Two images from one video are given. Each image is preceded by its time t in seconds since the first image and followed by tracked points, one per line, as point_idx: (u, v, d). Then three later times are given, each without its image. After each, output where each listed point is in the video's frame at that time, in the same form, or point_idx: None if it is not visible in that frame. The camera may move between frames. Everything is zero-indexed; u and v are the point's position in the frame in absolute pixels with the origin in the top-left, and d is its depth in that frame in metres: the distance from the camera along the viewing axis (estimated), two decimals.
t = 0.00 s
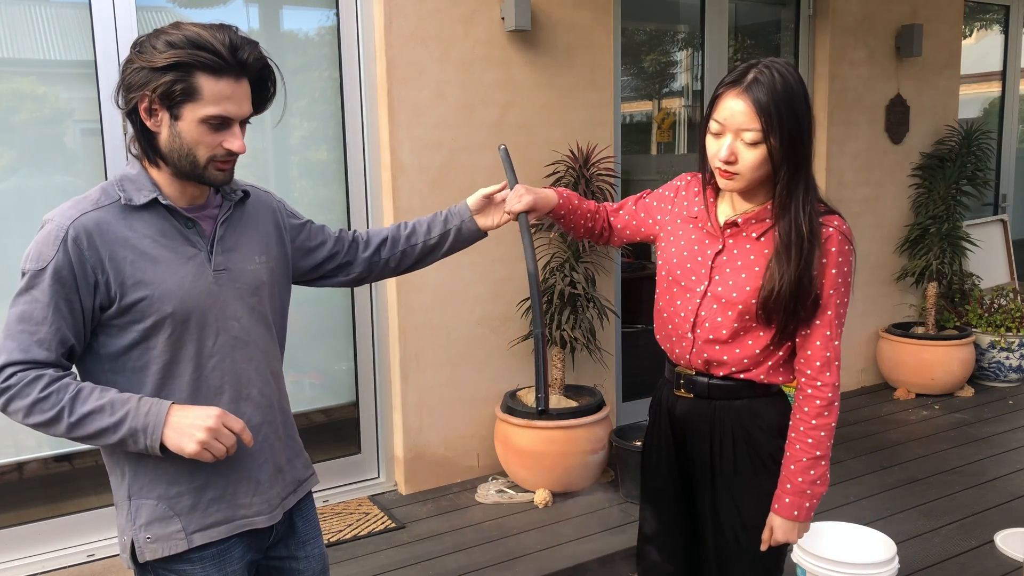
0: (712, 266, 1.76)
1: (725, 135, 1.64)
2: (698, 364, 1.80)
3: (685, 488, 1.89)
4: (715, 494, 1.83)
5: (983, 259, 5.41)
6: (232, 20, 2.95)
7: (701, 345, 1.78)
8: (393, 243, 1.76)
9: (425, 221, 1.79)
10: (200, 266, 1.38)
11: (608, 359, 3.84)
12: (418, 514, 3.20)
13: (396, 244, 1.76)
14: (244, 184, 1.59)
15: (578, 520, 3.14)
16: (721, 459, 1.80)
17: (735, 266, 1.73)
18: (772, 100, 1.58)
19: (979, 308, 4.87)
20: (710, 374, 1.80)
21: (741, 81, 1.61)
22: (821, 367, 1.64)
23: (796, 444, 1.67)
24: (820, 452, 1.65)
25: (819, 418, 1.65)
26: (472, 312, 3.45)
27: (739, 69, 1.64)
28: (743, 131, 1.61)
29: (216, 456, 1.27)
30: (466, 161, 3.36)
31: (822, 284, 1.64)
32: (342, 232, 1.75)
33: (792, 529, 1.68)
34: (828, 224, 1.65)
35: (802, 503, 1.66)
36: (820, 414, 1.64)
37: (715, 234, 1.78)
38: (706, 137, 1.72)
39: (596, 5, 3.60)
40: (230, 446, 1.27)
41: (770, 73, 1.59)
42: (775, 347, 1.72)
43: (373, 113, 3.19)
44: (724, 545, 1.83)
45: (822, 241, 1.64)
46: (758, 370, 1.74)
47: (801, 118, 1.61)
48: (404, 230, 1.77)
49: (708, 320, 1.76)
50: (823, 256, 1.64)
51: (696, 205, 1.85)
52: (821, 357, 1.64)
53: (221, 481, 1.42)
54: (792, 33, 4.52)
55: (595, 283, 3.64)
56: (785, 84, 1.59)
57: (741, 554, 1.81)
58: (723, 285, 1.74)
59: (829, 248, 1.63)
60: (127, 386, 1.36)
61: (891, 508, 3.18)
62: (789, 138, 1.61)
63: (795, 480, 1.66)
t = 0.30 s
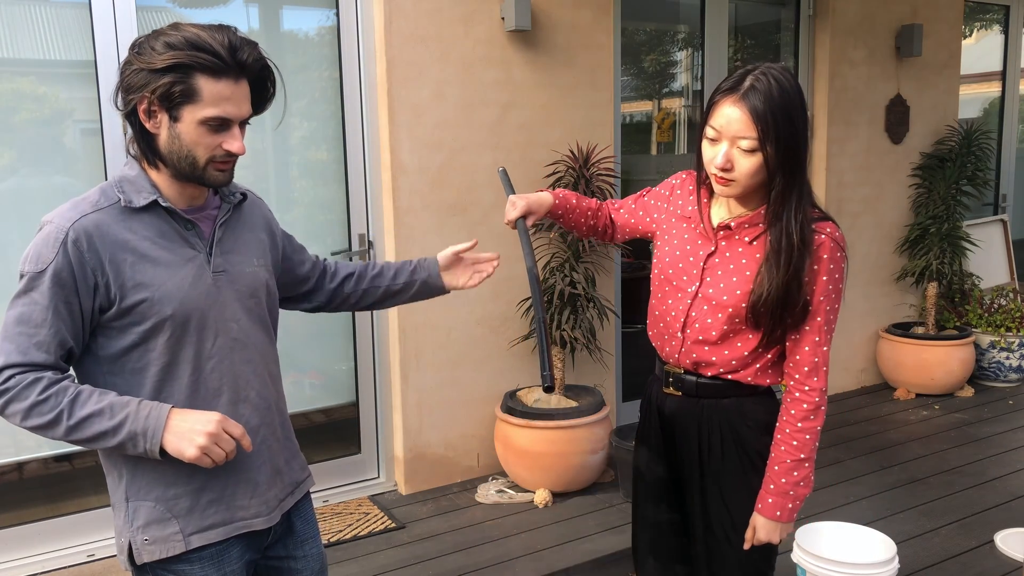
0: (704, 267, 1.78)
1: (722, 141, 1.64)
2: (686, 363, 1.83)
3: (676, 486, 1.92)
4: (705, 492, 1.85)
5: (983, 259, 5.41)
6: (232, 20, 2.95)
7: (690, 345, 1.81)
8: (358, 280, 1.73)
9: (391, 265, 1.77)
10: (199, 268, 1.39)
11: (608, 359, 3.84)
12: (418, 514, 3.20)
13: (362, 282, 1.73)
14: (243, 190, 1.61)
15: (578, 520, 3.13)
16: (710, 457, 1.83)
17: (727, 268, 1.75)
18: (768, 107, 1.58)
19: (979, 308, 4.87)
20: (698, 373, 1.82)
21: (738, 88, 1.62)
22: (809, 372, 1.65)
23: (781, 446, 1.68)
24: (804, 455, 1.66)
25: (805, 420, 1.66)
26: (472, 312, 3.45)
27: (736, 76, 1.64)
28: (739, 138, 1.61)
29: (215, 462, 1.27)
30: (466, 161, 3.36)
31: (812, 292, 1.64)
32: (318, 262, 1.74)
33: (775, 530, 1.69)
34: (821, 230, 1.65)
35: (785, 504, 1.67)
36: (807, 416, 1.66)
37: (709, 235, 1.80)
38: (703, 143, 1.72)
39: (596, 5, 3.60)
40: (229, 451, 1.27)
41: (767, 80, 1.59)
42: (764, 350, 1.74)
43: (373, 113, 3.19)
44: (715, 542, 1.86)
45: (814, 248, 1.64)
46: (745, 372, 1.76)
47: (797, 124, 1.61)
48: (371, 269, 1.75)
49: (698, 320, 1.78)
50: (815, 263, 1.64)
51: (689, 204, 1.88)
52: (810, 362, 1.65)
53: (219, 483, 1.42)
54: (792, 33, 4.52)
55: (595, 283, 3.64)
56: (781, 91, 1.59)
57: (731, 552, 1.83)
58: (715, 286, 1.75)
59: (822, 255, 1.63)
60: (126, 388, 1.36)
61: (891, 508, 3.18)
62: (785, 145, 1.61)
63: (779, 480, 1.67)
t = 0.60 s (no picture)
0: (705, 269, 1.79)
1: (722, 147, 1.64)
2: (687, 363, 1.83)
3: (676, 484, 1.92)
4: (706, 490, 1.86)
5: (983, 259, 5.41)
6: (231, 20, 2.95)
7: (691, 346, 1.81)
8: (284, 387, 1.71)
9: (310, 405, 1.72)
10: (198, 270, 1.40)
11: (608, 359, 3.84)
12: (418, 514, 3.20)
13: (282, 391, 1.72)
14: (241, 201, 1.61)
15: (578, 520, 3.13)
16: (712, 456, 1.83)
17: (728, 270, 1.75)
18: (770, 112, 1.58)
19: (979, 308, 4.87)
20: (699, 373, 1.82)
21: (739, 94, 1.62)
22: (813, 373, 1.66)
23: (785, 445, 1.68)
24: (807, 455, 1.66)
25: (809, 420, 1.66)
26: (472, 312, 3.45)
27: (737, 82, 1.64)
28: (740, 144, 1.61)
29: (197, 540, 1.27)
30: (466, 161, 3.36)
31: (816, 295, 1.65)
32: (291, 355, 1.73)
33: (777, 529, 1.68)
34: (824, 232, 1.65)
35: (788, 503, 1.66)
36: (810, 417, 1.66)
37: (709, 237, 1.80)
38: (703, 148, 1.72)
39: (596, 5, 3.60)
40: (212, 532, 1.28)
41: (767, 86, 1.59)
42: (765, 350, 1.74)
43: (373, 114, 3.20)
44: (716, 539, 1.86)
45: (817, 252, 1.64)
46: (747, 372, 1.77)
47: (798, 129, 1.61)
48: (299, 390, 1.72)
49: (700, 322, 1.79)
50: (819, 267, 1.64)
51: (689, 205, 1.89)
52: (814, 363, 1.66)
53: (218, 484, 1.43)
54: (792, 32, 4.51)
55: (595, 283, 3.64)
56: (783, 96, 1.59)
57: (733, 549, 1.84)
58: (716, 288, 1.76)
59: (824, 258, 1.64)
60: (126, 391, 1.36)
61: (891, 508, 3.18)
62: (787, 149, 1.61)
63: (782, 480, 1.67)
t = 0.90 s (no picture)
0: (709, 273, 1.79)
1: (722, 157, 1.63)
2: (690, 365, 1.84)
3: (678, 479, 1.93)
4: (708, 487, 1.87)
5: (983, 259, 5.41)
6: (231, 20, 2.95)
7: (695, 350, 1.82)
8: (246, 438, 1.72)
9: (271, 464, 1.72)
10: (200, 273, 1.41)
11: (608, 359, 3.84)
12: (418, 514, 3.20)
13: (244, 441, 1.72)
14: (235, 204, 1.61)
15: (578, 520, 3.14)
16: (714, 453, 1.84)
17: (733, 275, 1.76)
18: (771, 122, 1.58)
19: (979, 308, 4.87)
20: (703, 374, 1.83)
21: (740, 104, 1.61)
22: (821, 377, 1.68)
23: (793, 448, 1.69)
24: (816, 457, 1.67)
25: (817, 423, 1.68)
26: (472, 312, 3.45)
27: (738, 92, 1.64)
28: (740, 155, 1.60)
29: None
30: (466, 161, 3.36)
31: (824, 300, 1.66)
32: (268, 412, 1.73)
33: (784, 531, 1.70)
34: (829, 236, 1.68)
35: (795, 505, 1.68)
36: (819, 419, 1.68)
37: (713, 241, 1.80)
38: (703, 156, 1.71)
39: (596, 5, 3.60)
40: None
41: (769, 95, 1.59)
42: (770, 352, 1.75)
43: (373, 114, 3.20)
44: (719, 537, 1.87)
45: (824, 257, 1.65)
46: (751, 374, 1.78)
47: (800, 138, 1.61)
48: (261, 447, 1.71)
49: (704, 326, 1.79)
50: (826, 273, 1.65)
51: (692, 207, 1.90)
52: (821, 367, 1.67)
53: (215, 487, 1.43)
54: (792, 33, 4.51)
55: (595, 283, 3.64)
56: (784, 106, 1.59)
57: (733, 546, 1.86)
58: (721, 293, 1.76)
59: (831, 262, 1.65)
60: (127, 393, 1.36)
61: (891, 508, 3.18)
62: (789, 159, 1.61)
63: (790, 482, 1.68)
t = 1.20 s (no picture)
0: (711, 275, 1.80)
1: (721, 164, 1.64)
2: (692, 365, 1.85)
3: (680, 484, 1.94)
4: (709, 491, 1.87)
5: (983, 259, 5.41)
6: (231, 20, 2.95)
7: (696, 351, 1.83)
8: (289, 440, 1.73)
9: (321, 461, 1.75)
10: (196, 274, 1.41)
11: (608, 359, 3.83)
12: (417, 514, 3.20)
13: (286, 444, 1.73)
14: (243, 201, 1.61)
15: (578, 520, 3.14)
16: (715, 455, 1.84)
17: (735, 278, 1.76)
18: (766, 129, 1.58)
19: (979, 308, 4.87)
20: (704, 375, 1.84)
21: (736, 111, 1.62)
22: (823, 381, 1.67)
23: (795, 450, 1.70)
24: (818, 460, 1.68)
25: (819, 426, 1.68)
26: (472, 311, 3.45)
27: (735, 98, 1.64)
28: (738, 162, 1.61)
29: None
30: (466, 161, 3.36)
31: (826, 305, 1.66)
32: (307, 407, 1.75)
33: (785, 533, 1.70)
34: (831, 241, 1.67)
35: (797, 508, 1.68)
36: (820, 423, 1.68)
37: (715, 242, 1.80)
38: (703, 163, 1.72)
39: (596, 5, 3.60)
40: None
41: (765, 101, 1.59)
42: (771, 354, 1.75)
43: (373, 114, 3.20)
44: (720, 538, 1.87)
45: (827, 262, 1.65)
46: (752, 375, 1.78)
47: (799, 143, 1.61)
48: (308, 446, 1.74)
49: (705, 327, 1.80)
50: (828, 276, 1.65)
51: (695, 207, 1.90)
52: (823, 372, 1.67)
53: (207, 488, 1.43)
54: (792, 32, 4.51)
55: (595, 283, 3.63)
56: (780, 111, 1.59)
57: (735, 550, 1.86)
58: (723, 295, 1.77)
59: (833, 267, 1.65)
60: (119, 392, 1.35)
61: (891, 508, 3.18)
62: (787, 164, 1.61)
63: (791, 485, 1.68)
